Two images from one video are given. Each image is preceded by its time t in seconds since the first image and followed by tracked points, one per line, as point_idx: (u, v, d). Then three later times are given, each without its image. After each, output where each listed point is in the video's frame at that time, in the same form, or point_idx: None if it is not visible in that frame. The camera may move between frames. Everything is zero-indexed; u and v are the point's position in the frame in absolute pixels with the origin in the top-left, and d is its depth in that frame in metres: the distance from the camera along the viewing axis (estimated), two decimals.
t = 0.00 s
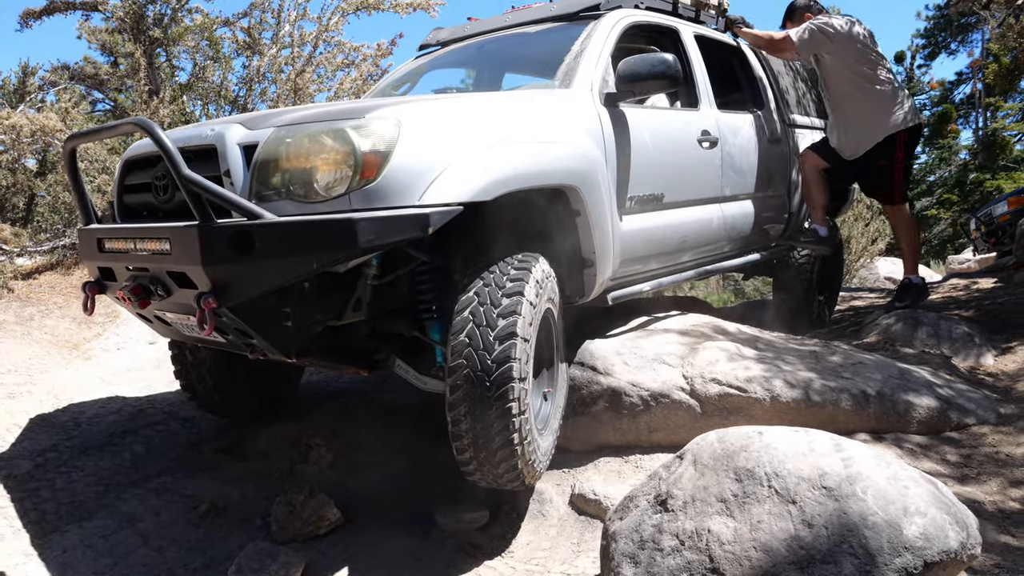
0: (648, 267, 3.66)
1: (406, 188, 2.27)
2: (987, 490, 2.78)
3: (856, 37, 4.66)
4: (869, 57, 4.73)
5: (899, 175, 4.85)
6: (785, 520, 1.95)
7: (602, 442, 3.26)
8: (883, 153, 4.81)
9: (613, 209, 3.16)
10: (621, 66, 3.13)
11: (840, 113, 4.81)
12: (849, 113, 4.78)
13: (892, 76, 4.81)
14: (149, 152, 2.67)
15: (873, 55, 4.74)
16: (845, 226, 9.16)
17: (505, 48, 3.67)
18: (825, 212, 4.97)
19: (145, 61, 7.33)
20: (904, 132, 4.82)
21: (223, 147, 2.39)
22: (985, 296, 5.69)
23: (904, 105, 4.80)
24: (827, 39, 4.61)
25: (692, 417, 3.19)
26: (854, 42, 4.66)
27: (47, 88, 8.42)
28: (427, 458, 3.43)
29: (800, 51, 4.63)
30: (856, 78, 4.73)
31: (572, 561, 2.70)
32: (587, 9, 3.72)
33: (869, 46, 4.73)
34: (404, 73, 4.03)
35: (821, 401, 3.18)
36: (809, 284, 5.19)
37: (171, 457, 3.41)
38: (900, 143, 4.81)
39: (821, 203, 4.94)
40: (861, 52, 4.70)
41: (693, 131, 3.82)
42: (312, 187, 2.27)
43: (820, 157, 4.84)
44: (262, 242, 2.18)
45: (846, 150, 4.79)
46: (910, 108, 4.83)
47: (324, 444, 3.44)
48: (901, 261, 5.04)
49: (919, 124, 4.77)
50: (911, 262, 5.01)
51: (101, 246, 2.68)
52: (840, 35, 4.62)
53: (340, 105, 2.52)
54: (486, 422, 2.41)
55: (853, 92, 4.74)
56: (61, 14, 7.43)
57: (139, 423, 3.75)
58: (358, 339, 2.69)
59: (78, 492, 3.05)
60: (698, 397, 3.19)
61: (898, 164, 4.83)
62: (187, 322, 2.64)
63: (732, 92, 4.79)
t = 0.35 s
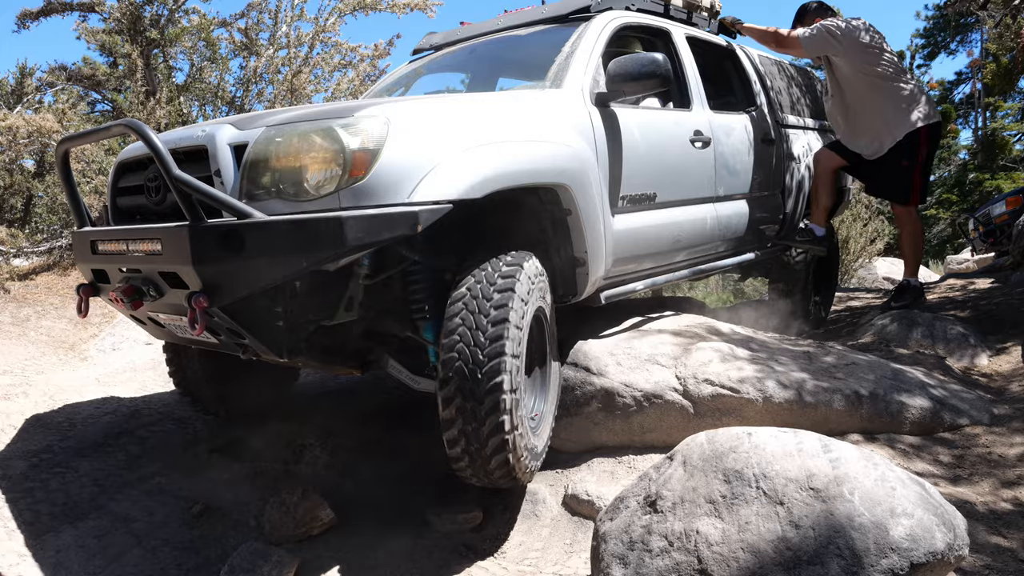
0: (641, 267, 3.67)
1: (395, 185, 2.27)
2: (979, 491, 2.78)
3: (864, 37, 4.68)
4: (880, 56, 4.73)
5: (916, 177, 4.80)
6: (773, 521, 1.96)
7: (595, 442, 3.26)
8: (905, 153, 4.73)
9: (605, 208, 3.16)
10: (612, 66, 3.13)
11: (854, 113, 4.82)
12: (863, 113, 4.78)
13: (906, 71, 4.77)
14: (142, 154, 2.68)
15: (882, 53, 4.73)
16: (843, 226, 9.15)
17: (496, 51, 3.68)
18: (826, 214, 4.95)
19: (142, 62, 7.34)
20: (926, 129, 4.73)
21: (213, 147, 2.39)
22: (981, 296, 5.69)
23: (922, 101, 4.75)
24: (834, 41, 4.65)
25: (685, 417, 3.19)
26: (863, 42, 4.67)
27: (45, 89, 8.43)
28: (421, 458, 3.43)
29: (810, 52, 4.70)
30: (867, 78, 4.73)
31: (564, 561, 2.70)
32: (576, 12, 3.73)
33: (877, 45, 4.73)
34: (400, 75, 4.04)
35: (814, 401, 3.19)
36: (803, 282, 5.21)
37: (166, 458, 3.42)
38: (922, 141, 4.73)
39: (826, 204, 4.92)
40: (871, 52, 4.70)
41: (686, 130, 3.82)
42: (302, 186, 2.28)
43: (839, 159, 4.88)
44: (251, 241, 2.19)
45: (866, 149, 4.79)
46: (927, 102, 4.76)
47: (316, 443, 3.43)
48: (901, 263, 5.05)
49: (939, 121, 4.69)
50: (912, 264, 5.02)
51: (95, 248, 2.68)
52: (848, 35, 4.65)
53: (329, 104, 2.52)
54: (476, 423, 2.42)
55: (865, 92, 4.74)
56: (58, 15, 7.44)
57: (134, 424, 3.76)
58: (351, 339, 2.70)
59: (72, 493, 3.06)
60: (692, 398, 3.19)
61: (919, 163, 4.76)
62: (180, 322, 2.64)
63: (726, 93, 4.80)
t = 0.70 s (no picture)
0: (640, 270, 3.68)
1: (390, 192, 2.29)
2: (976, 492, 2.80)
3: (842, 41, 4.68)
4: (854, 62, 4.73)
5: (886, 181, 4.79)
6: (770, 523, 1.98)
7: (594, 444, 3.27)
8: (871, 159, 4.74)
9: (601, 212, 3.17)
10: (610, 70, 3.15)
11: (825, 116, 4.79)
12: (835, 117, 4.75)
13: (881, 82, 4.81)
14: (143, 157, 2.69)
15: (861, 61, 4.75)
16: (842, 227, 9.16)
17: (497, 52, 3.69)
18: (819, 217, 4.89)
19: (141, 63, 7.35)
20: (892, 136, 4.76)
21: (211, 155, 2.42)
22: (979, 298, 5.70)
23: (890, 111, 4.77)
24: (815, 43, 4.63)
25: (683, 419, 3.20)
26: (841, 46, 4.67)
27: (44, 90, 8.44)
28: (419, 460, 3.44)
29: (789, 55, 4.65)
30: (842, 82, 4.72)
31: (562, 563, 2.71)
32: (577, 14, 3.74)
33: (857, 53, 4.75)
34: (400, 76, 4.04)
35: (812, 403, 3.20)
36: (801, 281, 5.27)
37: (166, 459, 3.43)
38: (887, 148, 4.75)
39: (814, 207, 4.86)
40: (847, 56, 4.70)
41: (685, 133, 3.84)
42: (298, 194, 2.29)
43: (813, 162, 4.81)
44: (247, 248, 2.21)
45: (833, 154, 4.75)
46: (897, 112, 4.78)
47: (316, 445, 3.48)
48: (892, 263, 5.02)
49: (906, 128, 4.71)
50: (903, 263, 5.00)
51: (94, 252, 2.70)
52: (829, 38, 4.64)
53: (326, 111, 2.54)
54: (472, 427, 2.43)
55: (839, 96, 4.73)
56: (58, 16, 7.45)
57: (134, 425, 3.77)
58: (349, 342, 2.73)
59: (72, 494, 3.07)
60: (689, 400, 3.21)
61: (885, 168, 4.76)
62: (179, 326, 2.66)
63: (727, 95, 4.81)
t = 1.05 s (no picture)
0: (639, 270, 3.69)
1: (390, 191, 2.29)
2: (974, 492, 2.80)
3: (864, 38, 4.69)
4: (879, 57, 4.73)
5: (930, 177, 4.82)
6: (767, 522, 1.99)
7: (593, 443, 3.27)
8: (912, 154, 4.78)
9: (601, 212, 3.18)
10: (609, 71, 3.15)
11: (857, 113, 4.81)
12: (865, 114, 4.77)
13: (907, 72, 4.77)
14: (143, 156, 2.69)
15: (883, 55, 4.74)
16: (841, 227, 9.16)
17: (497, 52, 3.70)
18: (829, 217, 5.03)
19: (141, 63, 7.35)
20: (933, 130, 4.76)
21: (211, 152, 2.42)
22: (978, 298, 5.71)
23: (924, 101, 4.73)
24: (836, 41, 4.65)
25: (682, 418, 3.21)
26: (862, 42, 4.68)
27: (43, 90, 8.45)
28: (418, 459, 3.45)
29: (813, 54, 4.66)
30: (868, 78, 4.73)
31: (561, 562, 2.71)
32: (578, 14, 3.75)
33: (877, 45, 4.73)
34: (400, 76, 4.05)
35: (810, 403, 3.21)
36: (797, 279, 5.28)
37: (165, 459, 3.43)
38: (930, 143, 4.77)
39: (825, 207, 5.00)
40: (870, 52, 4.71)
41: (685, 133, 3.84)
42: (298, 192, 2.30)
43: (841, 162, 4.89)
44: (246, 246, 2.21)
45: (868, 151, 4.78)
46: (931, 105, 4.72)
47: (315, 445, 3.47)
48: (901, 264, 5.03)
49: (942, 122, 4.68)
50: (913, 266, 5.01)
51: (94, 250, 2.70)
52: (849, 36, 4.66)
53: (326, 110, 2.54)
54: (470, 425, 2.43)
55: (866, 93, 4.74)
56: (58, 15, 7.45)
57: (134, 425, 3.77)
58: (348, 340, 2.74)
59: (72, 494, 3.07)
60: (688, 400, 3.21)
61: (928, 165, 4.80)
62: (178, 324, 2.66)
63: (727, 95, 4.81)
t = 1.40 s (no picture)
0: (635, 268, 3.69)
1: (384, 189, 2.30)
2: (970, 490, 2.81)
3: (849, 37, 4.67)
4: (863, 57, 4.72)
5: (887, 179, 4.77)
6: (762, 520, 1.99)
7: (590, 442, 3.27)
8: (872, 157, 4.75)
9: (597, 210, 3.18)
10: (603, 69, 3.15)
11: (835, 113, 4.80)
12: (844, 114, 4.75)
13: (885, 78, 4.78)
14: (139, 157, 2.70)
15: (865, 59, 4.73)
16: (840, 226, 9.16)
17: (493, 52, 3.71)
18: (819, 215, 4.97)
19: (139, 63, 7.36)
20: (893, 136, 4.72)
21: (206, 152, 2.43)
22: (975, 297, 5.71)
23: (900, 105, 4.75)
24: (821, 41, 4.62)
25: (679, 417, 3.21)
26: (847, 41, 4.66)
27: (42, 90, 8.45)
28: (415, 458, 3.45)
29: (795, 53, 4.64)
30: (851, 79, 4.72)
31: (558, 560, 2.71)
32: (571, 14, 3.74)
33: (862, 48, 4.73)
34: (396, 77, 4.05)
35: (806, 401, 3.21)
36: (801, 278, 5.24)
37: (162, 458, 3.44)
38: (891, 147, 4.73)
39: (815, 205, 4.94)
40: (854, 51, 4.69)
41: (680, 131, 3.84)
42: (294, 190, 2.30)
43: (818, 161, 4.86)
44: (242, 245, 2.21)
45: (838, 152, 4.76)
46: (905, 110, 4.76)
47: (312, 444, 3.47)
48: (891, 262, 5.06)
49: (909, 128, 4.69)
50: (901, 263, 5.04)
51: (91, 250, 2.70)
52: (835, 36, 4.63)
53: (320, 108, 2.54)
54: (467, 423, 2.44)
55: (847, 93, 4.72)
56: (56, 15, 7.45)
57: (132, 424, 3.77)
58: (344, 339, 2.74)
59: (69, 493, 3.08)
60: (685, 398, 3.22)
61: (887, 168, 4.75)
62: (175, 323, 2.67)
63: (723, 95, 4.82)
